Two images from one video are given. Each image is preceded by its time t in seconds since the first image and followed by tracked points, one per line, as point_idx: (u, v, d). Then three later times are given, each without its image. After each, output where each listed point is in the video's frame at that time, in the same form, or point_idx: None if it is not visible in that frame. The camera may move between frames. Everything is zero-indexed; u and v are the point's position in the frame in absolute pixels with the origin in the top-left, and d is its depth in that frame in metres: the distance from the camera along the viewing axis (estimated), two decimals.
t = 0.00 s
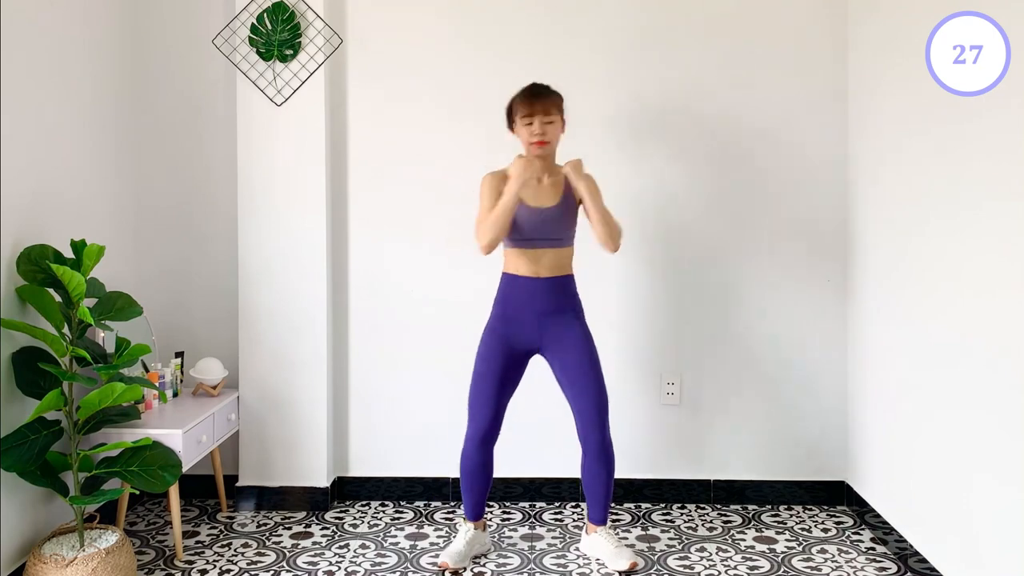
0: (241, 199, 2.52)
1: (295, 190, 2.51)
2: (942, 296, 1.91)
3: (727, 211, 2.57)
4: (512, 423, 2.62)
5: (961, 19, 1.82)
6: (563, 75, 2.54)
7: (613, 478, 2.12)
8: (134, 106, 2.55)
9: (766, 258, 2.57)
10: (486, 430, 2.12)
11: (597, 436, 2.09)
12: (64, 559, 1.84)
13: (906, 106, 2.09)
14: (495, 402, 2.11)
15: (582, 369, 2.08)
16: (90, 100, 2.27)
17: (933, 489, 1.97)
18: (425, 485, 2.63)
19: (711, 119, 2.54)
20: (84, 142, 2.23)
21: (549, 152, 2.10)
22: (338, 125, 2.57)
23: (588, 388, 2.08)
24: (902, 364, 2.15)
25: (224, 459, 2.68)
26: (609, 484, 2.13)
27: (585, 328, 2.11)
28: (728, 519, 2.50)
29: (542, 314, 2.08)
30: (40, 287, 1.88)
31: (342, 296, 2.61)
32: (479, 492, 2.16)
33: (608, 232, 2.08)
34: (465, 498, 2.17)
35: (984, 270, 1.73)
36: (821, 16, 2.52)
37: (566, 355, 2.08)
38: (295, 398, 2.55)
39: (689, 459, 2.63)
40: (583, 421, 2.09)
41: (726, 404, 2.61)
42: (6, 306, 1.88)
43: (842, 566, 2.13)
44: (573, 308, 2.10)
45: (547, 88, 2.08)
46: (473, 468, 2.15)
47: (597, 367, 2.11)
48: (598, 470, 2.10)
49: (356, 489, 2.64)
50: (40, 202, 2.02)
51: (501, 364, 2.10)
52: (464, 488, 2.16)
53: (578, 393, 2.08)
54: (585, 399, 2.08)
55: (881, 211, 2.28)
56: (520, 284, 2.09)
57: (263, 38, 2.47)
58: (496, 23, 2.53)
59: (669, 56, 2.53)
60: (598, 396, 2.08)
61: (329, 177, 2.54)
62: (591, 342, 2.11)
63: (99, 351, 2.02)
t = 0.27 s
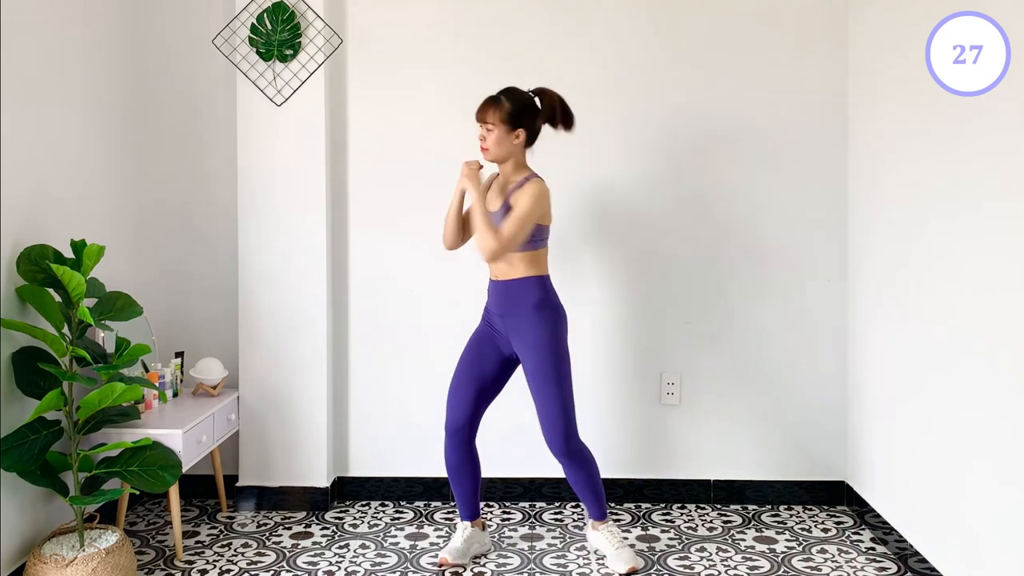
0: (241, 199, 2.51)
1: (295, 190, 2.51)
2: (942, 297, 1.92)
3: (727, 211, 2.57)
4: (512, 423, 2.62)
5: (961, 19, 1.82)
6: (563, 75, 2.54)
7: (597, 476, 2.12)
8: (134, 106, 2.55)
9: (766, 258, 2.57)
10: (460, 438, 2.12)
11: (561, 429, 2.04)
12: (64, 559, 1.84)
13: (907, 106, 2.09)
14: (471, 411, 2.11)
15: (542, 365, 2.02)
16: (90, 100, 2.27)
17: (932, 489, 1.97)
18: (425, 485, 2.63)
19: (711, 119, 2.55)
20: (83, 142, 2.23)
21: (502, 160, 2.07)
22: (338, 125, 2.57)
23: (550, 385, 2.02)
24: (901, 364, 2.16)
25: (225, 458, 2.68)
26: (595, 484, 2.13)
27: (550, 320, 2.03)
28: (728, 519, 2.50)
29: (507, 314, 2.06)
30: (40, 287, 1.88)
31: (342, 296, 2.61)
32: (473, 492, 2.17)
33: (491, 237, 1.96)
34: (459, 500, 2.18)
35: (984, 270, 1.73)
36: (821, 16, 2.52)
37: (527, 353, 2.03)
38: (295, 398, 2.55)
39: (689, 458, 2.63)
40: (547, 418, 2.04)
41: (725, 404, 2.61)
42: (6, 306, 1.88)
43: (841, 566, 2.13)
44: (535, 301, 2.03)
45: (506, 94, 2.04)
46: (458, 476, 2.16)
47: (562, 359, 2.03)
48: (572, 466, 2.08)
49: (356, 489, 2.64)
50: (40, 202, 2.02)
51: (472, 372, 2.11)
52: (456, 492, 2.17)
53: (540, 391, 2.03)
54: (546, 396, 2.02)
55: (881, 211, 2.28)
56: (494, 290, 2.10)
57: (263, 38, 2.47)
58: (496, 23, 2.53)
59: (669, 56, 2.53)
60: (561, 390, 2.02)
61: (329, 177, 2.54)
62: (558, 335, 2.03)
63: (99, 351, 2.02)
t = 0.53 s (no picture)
0: (241, 200, 2.52)
1: (295, 190, 2.51)
2: (942, 297, 1.91)
3: (727, 212, 2.57)
4: (512, 423, 2.62)
5: (961, 19, 1.81)
6: (563, 75, 2.54)
7: (598, 461, 2.09)
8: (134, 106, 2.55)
9: (766, 258, 2.57)
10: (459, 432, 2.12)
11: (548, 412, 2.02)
12: (64, 559, 1.84)
13: (907, 106, 2.09)
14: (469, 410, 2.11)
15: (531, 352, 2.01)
16: (90, 100, 2.27)
17: (932, 488, 1.97)
18: (425, 485, 2.63)
19: (711, 119, 2.54)
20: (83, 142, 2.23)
21: (496, 155, 2.08)
22: (338, 125, 2.57)
23: (539, 372, 2.01)
24: (901, 364, 2.15)
25: (225, 459, 2.68)
26: (604, 476, 2.11)
27: (538, 309, 2.03)
28: (728, 519, 2.50)
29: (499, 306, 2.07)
30: (40, 287, 1.88)
31: (342, 296, 2.61)
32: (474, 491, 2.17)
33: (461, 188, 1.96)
34: (460, 501, 2.18)
35: (984, 270, 1.73)
36: (822, 16, 2.52)
37: (517, 342, 2.03)
38: (296, 398, 2.55)
39: (689, 458, 2.63)
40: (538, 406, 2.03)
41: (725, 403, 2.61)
42: (6, 306, 1.88)
43: (841, 566, 2.13)
44: (524, 291, 2.04)
45: (493, 90, 2.02)
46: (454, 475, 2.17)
47: (550, 345, 2.02)
48: (567, 454, 2.07)
49: (356, 489, 2.64)
50: (40, 202, 2.02)
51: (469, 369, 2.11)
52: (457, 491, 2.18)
53: (529, 378, 2.02)
54: (535, 383, 2.01)
55: (881, 211, 2.28)
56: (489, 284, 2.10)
57: (263, 38, 2.47)
58: (496, 23, 2.53)
59: (669, 56, 2.53)
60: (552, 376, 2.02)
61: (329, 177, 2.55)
62: (546, 322, 2.03)
63: (99, 351, 2.02)
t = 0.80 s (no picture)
0: (241, 200, 2.52)
1: (295, 190, 2.51)
2: (942, 297, 1.91)
3: (727, 212, 2.57)
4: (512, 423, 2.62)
5: (961, 19, 1.82)
6: (563, 75, 2.54)
7: (603, 475, 2.11)
8: (134, 106, 2.55)
9: (767, 258, 2.57)
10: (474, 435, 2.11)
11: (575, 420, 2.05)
12: (64, 559, 1.84)
13: (907, 106, 2.09)
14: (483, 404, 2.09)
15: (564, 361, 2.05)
16: (90, 100, 2.27)
17: (933, 488, 1.97)
18: (425, 485, 2.63)
19: (711, 119, 2.54)
20: (84, 142, 2.23)
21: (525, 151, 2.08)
22: (338, 125, 2.57)
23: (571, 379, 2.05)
24: (902, 364, 2.15)
25: (225, 459, 2.68)
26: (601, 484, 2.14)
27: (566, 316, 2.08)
28: (728, 519, 2.50)
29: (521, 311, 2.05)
30: (40, 287, 1.88)
31: (342, 296, 2.61)
32: (475, 493, 2.16)
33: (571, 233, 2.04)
34: (461, 502, 2.17)
35: (984, 270, 1.73)
36: (822, 16, 2.52)
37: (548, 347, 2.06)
38: (296, 398, 2.55)
39: (688, 458, 2.63)
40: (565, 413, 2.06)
41: (726, 404, 2.61)
42: (6, 306, 1.88)
43: (841, 566, 2.13)
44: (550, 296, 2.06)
45: (527, 85, 2.04)
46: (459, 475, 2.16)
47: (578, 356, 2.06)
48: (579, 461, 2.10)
49: (356, 489, 2.64)
50: (40, 202, 2.02)
51: (484, 367, 2.08)
52: (459, 490, 2.17)
53: (559, 381, 2.05)
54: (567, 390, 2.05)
55: (881, 211, 2.28)
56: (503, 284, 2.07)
57: (263, 38, 2.47)
58: (496, 23, 2.53)
59: (669, 56, 2.53)
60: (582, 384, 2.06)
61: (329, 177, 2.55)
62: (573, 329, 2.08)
63: (99, 351, 2.02)
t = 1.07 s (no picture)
0: (241, 200, 2.51)
1: (295, 190, 2.51)
2: (942, 296, 1.92)
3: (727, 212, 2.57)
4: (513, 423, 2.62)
5: (961, 19, 1.82)
6: (563, 75, 2.54)
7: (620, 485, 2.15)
8: (134, 107, 2.55)
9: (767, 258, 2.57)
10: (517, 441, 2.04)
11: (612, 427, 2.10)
12: (63, 559, 1.84)
13: (906, 106, 2.09)
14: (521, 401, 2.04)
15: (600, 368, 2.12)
16: (91, 100, 2.27)
17: (933, 488, 1.97)
18: (425, 485, 2.63)
19: (711, 119, 2.55)
20: (84, 142, 2.23)
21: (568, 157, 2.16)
22: (338, 125, 2.57)
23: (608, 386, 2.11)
24: (902, 364, 2.16)
25: (225, 459, 2.68)
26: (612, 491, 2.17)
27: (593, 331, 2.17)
28: (728, 519, 2.50)
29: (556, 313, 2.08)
30: (40, 287, 1.88)
31: (342, 296, 2.61)
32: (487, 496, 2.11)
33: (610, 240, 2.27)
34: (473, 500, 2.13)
35: (984, 270, 1.73)
36: (821, 16, 2.52)
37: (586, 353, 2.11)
38: (296, 398, 2.55)
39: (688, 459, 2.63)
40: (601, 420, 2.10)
41: (726, 404, 2.61)
42: (6, 306, 1.88)
43: (842, 566, 2.13)
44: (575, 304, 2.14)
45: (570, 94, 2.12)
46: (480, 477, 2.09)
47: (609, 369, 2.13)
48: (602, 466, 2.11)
49: (356, 489, 2.64)
50: (40, 201, 2.02)
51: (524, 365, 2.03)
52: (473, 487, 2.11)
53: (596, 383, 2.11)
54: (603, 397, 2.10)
55: (881, 211, 2.28)
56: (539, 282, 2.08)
57: (263, 38, 2.47)
58: (496, 23, 2.53)
59: (669, 56, 2.53)
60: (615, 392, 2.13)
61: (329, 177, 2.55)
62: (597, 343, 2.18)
63: (99, 351, 2.02)
